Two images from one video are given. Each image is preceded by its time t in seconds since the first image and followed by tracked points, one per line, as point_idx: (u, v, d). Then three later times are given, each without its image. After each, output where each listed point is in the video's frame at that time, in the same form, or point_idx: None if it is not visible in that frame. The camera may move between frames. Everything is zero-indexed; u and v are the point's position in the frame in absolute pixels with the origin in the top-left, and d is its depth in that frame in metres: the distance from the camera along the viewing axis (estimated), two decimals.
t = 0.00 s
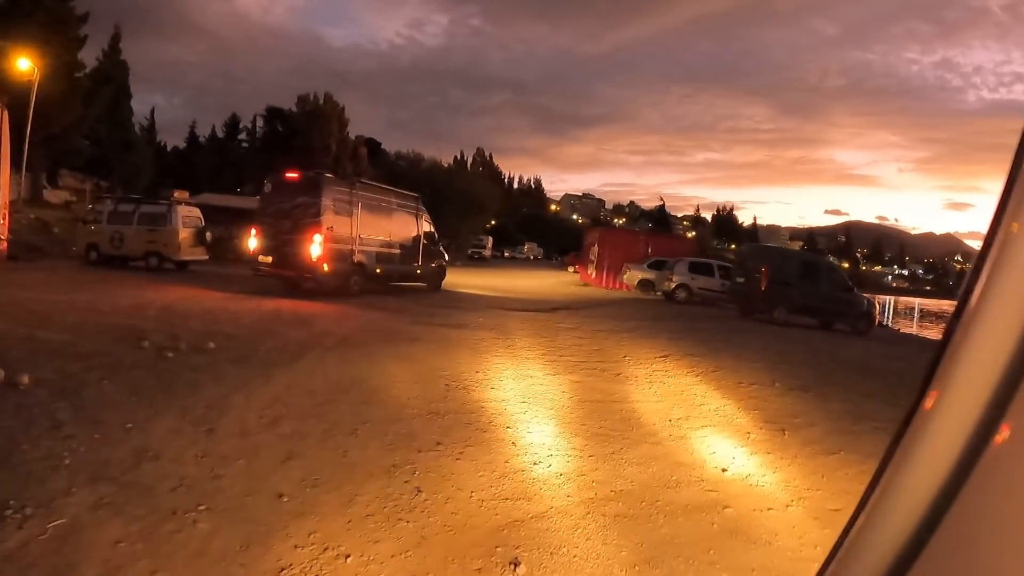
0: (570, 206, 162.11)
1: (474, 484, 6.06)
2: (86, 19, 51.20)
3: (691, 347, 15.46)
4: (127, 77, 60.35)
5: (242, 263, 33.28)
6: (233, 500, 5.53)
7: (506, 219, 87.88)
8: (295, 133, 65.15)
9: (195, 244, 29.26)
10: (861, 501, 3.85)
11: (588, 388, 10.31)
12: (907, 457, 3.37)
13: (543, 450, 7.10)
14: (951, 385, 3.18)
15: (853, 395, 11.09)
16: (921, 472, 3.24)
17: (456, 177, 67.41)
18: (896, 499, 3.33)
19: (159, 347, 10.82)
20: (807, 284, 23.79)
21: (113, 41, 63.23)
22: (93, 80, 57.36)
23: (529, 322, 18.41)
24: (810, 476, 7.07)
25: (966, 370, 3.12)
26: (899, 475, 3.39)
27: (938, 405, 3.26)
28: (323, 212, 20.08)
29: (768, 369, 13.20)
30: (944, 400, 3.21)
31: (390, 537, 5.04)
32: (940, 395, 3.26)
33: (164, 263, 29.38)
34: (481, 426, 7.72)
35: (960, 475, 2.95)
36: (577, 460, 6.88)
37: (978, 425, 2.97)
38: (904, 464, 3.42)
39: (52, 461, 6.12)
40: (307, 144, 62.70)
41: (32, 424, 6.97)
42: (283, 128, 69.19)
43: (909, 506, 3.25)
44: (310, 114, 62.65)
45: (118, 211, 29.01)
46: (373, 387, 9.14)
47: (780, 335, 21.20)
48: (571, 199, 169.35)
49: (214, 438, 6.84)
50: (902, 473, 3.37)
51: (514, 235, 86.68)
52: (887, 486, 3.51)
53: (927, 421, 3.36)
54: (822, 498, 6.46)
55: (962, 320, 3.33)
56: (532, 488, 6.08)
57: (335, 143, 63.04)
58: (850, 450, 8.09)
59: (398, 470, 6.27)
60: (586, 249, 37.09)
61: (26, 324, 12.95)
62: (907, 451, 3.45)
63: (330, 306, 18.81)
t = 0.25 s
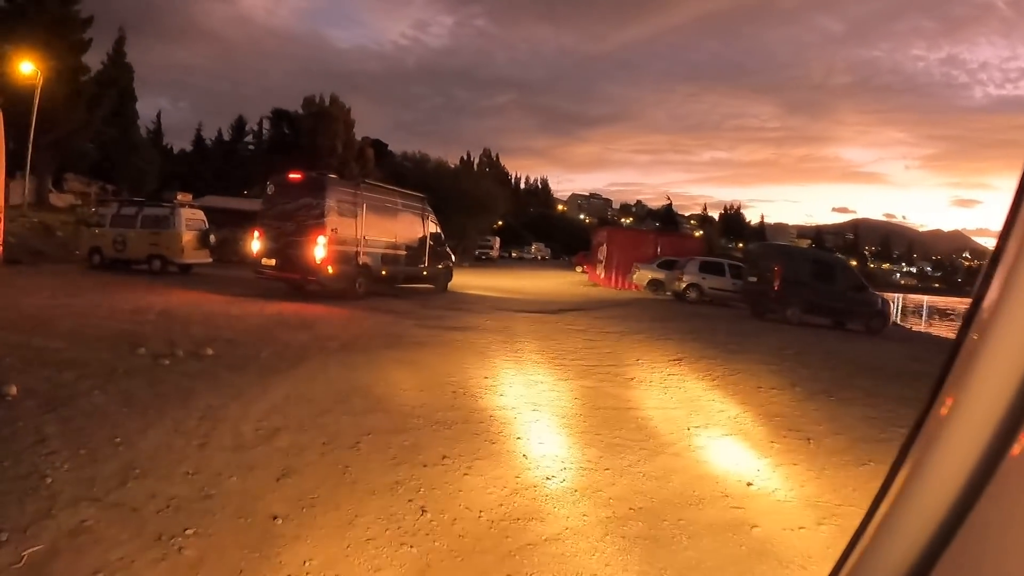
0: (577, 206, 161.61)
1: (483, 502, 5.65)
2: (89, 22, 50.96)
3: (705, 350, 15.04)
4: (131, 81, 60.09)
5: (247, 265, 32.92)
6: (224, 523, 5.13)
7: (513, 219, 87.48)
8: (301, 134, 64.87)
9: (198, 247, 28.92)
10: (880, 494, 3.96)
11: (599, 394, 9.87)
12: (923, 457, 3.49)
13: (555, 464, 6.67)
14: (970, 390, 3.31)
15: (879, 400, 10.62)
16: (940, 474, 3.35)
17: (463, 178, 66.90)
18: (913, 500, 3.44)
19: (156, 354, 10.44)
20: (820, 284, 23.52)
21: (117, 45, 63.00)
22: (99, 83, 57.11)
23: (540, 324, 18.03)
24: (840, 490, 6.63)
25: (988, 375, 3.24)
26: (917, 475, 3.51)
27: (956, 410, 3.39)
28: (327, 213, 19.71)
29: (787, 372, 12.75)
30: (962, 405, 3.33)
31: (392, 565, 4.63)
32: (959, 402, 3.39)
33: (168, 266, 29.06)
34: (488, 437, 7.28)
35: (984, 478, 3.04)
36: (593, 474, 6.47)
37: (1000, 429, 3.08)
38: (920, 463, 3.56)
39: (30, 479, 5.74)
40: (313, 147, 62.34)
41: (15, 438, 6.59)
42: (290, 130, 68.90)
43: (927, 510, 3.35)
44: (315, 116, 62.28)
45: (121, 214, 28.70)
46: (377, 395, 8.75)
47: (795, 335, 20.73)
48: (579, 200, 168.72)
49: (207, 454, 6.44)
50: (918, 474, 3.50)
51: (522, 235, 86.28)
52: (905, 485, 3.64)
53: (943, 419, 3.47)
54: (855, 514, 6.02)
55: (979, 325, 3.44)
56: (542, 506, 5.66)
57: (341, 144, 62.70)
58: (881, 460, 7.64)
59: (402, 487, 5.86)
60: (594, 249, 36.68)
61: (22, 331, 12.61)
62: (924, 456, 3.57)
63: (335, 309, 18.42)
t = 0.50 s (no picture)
0: (586, 206, 161.04)
1: (497, 523, 5.27)
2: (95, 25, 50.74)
3: (722, 352, 14.60)
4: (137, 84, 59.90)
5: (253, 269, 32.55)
6: (215, 549, 4.75)
7: (521, 220, 87.03)
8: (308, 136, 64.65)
9: (204, 250, 28.59)
10: (885, 494, 4.10)
11: (615, 400, 9.45)
12: (927, 461, 3.63)
13: (572, 479, 6.26)
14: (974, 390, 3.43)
15: (906, 405, 10.18)
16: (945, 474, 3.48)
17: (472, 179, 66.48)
18: (917, 503, 3.59)
19: (155, 362, 10.10)
20: (835, 283, 22.95)
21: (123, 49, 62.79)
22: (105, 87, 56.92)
23: (552, 326, 17.65)
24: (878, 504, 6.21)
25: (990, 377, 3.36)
26: (920, 478, 3.66)
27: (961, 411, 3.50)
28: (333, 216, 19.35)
29: (809, 375, 12.31)
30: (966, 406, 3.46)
31: None
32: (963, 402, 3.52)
33: (173, 270, 28.74)
34: (502, 449, 6.89)
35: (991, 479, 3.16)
36: (612, 490, 6.07)
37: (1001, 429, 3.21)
38: (924, 467, 3.70)
39: (15, 499, 5.41)
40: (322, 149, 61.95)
41: None
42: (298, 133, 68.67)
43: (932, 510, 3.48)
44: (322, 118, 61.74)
45: (126, 218, 28.41)
46: (383, 404, 8.36)
47: (812, 335, 20.26)
48: (588, 200, 168.10)
49: (201, 471, 6.06)
50: (922, 477, 3.65)
51: (531, 236, 85.81)
52: (909, 487, 3.78)
53: (947, 425, 3.60)
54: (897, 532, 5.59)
55: (979, 334, 3.57)
56: (561, 527, 5.28)
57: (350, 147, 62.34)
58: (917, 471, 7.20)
59: (408, 507, 5.47)
60: (604, 249, 36.23)
61: (19, 338, 12.29)
62: (929, 456, 3.71)
63: (340, 312, 18.06)
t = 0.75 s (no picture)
0: (596, 206, 160.37)
1: (509, 544, 4.90)
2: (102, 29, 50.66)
3: (741, 354, 14.20)
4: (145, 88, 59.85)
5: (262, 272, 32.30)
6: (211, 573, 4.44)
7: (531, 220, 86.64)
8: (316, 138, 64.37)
9: (211, 253, 28.34)
10: (887, 491, 3.90)
11: (634, 407, 9.05)
12: (929, 455, 3.44)
13: (590, 493, 5.90)
14: (976, 382, 3.29)
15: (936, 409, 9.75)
16: (943, 468, 3.33)
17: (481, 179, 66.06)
18: (918, 498, 3.40)
19: (155, 369, 9.79)
20: (852, 281, 22.38)
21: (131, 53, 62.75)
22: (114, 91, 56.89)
23: (563, 328, 17.30)
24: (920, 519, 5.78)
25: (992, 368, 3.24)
26: (921, 473, 3.47)
27: (962, 402, 3.36)
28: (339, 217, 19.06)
29: (832, 377, 11.89)
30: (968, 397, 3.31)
31: None
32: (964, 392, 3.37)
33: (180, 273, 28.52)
34: (515, 462, 6.50)
35: (992, 468, 3.03)
36: (633, 504, 5.70)
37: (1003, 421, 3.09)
38: (926, 461, 3.51)
39: None
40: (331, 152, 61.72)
41: None
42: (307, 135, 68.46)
43: (931, 505, 3.32)
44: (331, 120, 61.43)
45: (132, 221, 28.21)
46: (390, 411, 8.01)
47: (830, 336, 19.83)
48: (597, 200, 167.57)
49: (196, 487, 5.71)
50: (923, 472, 3.46)
51: (541, 237, 85.41)
52: (910, 483, 3.59)
53: (949, 417, 3.41)
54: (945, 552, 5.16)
55: (983, 321, 3.39)
56: (580, 549, 4.89)
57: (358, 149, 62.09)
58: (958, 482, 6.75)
59: (416, 526, 5.11)
60: (615, 249, 35.85)
61: (18, 344, 12.00)
62: (928, 452, 3.53)
63: (347, 316, 17.74)
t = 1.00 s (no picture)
0: (599, 205, 160.41)
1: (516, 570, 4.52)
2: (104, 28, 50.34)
3: (750, 357, 13.83)
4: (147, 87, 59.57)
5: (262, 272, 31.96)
6: None
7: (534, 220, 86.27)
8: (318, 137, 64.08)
9: (210, 253, 28.00)
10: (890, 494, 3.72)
11: (643, 414, 8.67)
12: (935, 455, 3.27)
13: (600, 509, 5.53)
14: (984, 385, 3.09)
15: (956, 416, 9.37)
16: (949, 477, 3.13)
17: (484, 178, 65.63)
18: (922, 499, 3.24)
19: (145, 372, 9.43)
20: (863, 282, 22.03)
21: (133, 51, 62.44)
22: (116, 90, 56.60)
23: (567, 329, 16.94)
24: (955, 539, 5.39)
25: (1002, 369, 3.04)
26: (926, 475, 3.31)
27: (971, 405, 3.15)
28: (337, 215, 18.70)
29: (845, 381, 11.51)
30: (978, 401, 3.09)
31: None
32: (972, 396, 3.16)
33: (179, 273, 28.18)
34: (521, 475, 6.12)
35: (1004, 475, 2.85)
36: (647, 521, 5.35)
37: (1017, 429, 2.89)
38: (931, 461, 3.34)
39: None
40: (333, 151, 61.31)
41: None
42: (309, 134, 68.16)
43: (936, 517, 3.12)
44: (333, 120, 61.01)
45: (131, 220, 27.88)
46: (389, 419, 7.64)
47: (839, 337, 19.44)
48: (600, 200, 167.16)
49: (179, 503, 5.34)
50: (929, 474, 3.29)
51: (544, 236, 85.08)
52: (914, 485, 3.42)
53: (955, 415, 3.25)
54: None
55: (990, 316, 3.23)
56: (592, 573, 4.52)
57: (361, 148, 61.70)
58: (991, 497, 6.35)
59: (414, 547, 4.75)
60: (619, 248, 35.47)
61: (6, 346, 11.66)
62: (934, 453, 3.37)
63: (346, 317, 17.39)
